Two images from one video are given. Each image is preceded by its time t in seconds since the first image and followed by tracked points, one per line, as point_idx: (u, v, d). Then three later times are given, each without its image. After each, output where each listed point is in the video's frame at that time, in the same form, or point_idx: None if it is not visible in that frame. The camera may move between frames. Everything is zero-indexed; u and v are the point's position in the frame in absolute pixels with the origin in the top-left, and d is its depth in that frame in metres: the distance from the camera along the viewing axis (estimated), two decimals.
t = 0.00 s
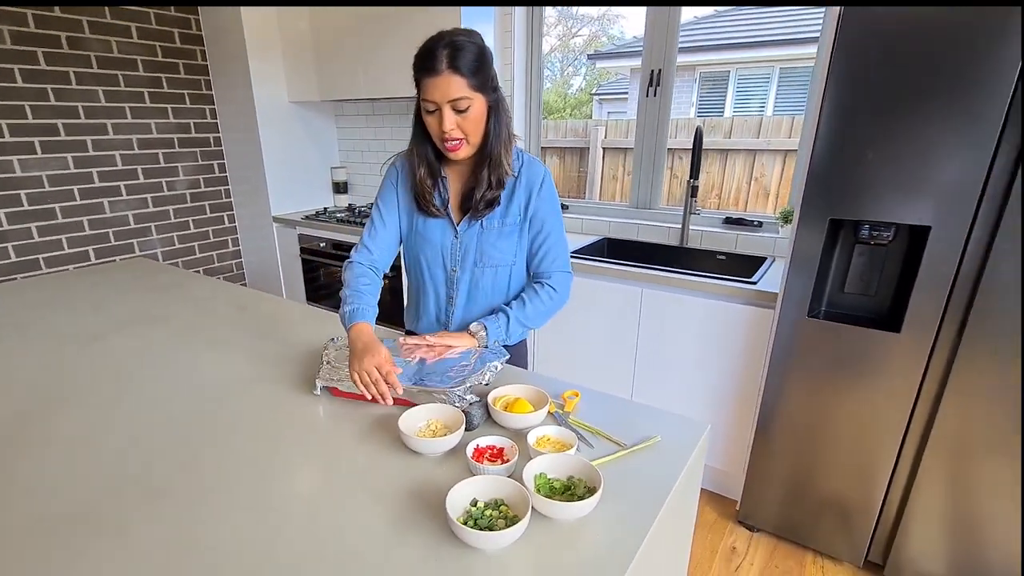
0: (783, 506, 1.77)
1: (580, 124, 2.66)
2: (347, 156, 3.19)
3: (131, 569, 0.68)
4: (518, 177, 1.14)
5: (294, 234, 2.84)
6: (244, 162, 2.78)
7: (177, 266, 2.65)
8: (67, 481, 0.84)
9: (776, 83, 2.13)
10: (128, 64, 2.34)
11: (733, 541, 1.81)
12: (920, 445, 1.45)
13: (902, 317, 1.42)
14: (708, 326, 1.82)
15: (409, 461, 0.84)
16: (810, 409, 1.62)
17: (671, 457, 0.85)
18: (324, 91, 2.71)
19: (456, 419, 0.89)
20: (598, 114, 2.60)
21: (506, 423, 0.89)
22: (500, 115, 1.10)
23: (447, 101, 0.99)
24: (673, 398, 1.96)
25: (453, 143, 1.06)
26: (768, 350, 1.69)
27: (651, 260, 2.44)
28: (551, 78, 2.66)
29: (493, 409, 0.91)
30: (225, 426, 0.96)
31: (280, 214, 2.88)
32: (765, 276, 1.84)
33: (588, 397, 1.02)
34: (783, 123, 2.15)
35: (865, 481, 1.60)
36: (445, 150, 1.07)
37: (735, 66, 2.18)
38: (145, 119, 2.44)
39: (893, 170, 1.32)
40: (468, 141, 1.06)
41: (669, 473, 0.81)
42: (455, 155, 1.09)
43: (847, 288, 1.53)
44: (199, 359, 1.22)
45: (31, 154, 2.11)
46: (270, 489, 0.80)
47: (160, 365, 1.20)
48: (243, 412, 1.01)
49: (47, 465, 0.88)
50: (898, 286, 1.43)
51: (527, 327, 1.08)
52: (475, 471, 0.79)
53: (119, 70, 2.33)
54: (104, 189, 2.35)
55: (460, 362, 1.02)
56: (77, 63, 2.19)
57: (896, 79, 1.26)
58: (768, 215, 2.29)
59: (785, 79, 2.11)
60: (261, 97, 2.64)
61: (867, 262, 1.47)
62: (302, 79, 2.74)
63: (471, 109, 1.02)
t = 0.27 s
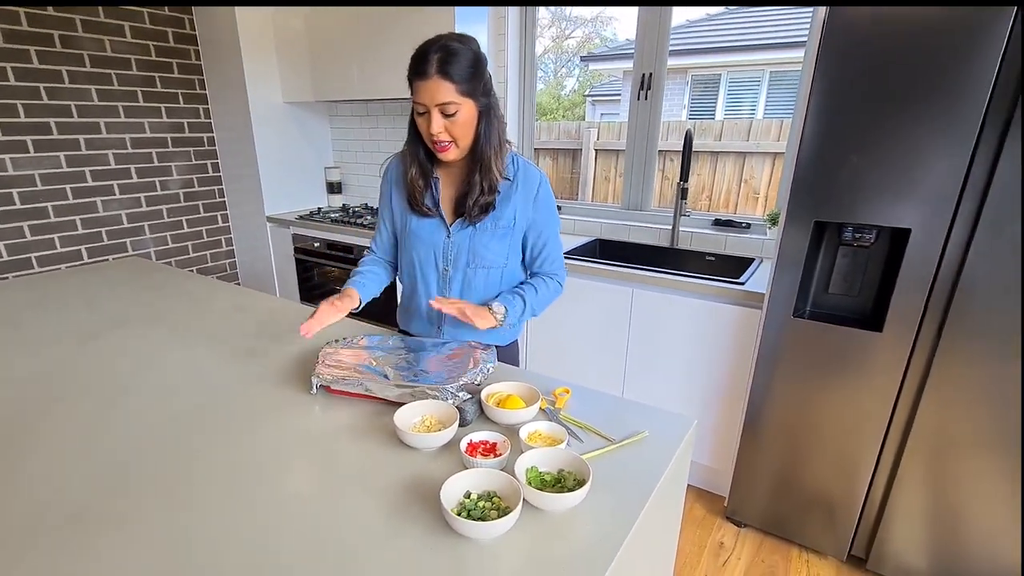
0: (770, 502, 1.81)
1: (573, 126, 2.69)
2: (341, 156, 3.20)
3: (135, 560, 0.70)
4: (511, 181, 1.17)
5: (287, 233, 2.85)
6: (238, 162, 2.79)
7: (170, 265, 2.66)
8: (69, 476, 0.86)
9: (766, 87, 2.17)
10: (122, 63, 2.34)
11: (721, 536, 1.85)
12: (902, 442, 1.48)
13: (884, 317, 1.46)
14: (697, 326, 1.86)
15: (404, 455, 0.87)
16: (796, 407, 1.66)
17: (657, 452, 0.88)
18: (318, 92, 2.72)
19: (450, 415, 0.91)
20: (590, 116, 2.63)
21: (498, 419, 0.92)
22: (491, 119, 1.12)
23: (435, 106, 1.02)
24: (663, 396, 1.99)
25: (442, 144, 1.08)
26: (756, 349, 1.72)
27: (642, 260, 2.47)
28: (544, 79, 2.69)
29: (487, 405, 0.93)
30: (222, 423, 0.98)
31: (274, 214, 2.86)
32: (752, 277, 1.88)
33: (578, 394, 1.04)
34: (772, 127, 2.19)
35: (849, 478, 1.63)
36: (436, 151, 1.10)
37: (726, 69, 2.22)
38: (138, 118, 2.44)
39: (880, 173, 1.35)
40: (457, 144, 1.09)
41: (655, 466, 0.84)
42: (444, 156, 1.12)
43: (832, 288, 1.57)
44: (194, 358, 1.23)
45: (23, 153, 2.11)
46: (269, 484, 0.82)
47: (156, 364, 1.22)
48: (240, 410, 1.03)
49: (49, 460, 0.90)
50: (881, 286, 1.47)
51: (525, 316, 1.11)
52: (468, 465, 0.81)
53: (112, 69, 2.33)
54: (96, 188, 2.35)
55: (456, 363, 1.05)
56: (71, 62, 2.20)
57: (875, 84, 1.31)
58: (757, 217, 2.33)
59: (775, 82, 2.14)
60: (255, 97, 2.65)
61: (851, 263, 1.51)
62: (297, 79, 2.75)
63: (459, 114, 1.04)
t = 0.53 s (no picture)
0: (761, 499, 1.84)
1: (567, 128, 2.72)
2: (336, 157, 3.21)
3: (137, 555, 0.71)
4: (503, 184, 1.18)
5: (282, 234, 2.85)
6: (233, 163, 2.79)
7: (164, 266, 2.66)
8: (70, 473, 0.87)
9: (757, 90, 2.20)
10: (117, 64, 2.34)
11: (713, 533, 1.87)
12: (889, 439, 1.51)
13: (870, 316, 1.49)
14: (689, 326, 1.88)
15: (402, 452, 0.88)
16: (786, 405, 1.69)
17: (649, 448, 0.90)
18: (313, 93, 2.73)
19: (447, 412, 0.93)
20: (584, 119, 2.66)
21: (494, 415, 0.94)
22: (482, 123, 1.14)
23: (427, 111, 1.03)
24: (656, 396, 2.01)
25: (434, 148, 1.10)
26: (747, 349, 1.75)
27: (635, 261, 2.49)
28: (537, 82, 2.72)
29: (483, 403, 0.95)
30: (222, 422, 0.99)
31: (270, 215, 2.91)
32: (743, 278, 1.91)
33: (573, 391, 1.06)
34: (762, 130, 2.23)
35: (838, 475, 1.66)
36: (428, 154, 1.12)
37: (718, 73, 2.25)
38: (132, 119, 2.44)
39: (871, 175, 1.38)
40: (448, 147, 1.11)
41: (649, 462, 0.86)
42: (436, 159, 1.13)
43: (820, 289, 1.60)
44: (192, 358, 1.24)
45: (17, 154, 2.10)
46: (269, 480, 0.84)
47: (153, 364, 1.22)
48: (238, 409, 1.04)
49: (49, 458, 0.91)
50: (867, 287, 1.50)
51: (524, 331, 1.13)
52: (465, 461, 0.83)
53: (107, 69, 2.33)
54: (90, 189, 2.35)
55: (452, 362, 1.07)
56: (65, 62, 2.19)
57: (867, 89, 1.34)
58: (748, 219, 2.36)
59: (766, 86, 2.18)
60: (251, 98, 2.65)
61: (838, 264, 1.54)
62: (293, 81, 2.76)
63: (450, 118, 1.06)
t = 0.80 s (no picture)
0: (756, 500, 1.86)
1: (561, 133, 2.74)
2: (332, 161, 3.22)
3: (148, 555, 0.72)
4: (505, 189, 1.20)
5: (279, 238, 2.86)
6: (229, 167, 2.79)
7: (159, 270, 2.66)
8: (77, 475, 0.88)
9: (748, 96, 2.24)
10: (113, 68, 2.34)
11: (709, 534, 1.89)
12: (881, 439, 1.54)
13: (862, 320, 1.52)
14: (685, 328, 1.91)
15: (408, 453, 0.90)
16: (780, 406, 1.72)
17: (650, 448, 0.92)
18: (310, 97, 2.74)
19: (452, 414, 0.95)
20: (576, 123, 2.69)
21: (498, 417, 0.95)
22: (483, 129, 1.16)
23: (429, 118, 1.05)
24: (653, 398, 2.04)
25: (437, 154, 1.12)
26: (742, 350, 1.78)
27: (630, 265, 2.52)
28: (531, 86, 2.75)
29: (486, 405, 0.97)
30: (227, 425, 1.00)
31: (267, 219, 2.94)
32: (738, 282, 1.94)
33: (573, 393, 1.08)
34: (754, 135, 2.26)
35: (831, 476, 1.69)
36: (430, 161, 1.14)
37: (710, 79, 2.29)
38: (128, 122, 2.44)
39: (862, 182, 1.41)
40: (451, 154, 1.12)
41: (650, 462, 0.88)
42: (439, 166, 1.15)
43: (813, 292, 1.63)
44: (195, 361, 1.25)
45: (12, 157, 2.09)
46: (276, 481, 0.85)
47: (156, 367, 1.23)
48: (243, 411, 1.05)
49: (54, 460, 0.91)
50: (859, 290, 1.53)
51: (524, 340, 1.15)
52: (471, 461, 0.84)
53: (103, 73, 2.33)
54: (86, 193, 2.34)
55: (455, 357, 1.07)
56: (61, 66, 2.19)
57: (860, 96, 1.37)
58: (741, 223, 2.40)
59: (757, 93, 2.22)
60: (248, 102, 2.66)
61: (831, 268, 1.57)
62: (290, 85, 2.77)
63: (452, 124, 1.07)
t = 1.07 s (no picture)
0: (752, 499, 1.88)
1: (553, 137, 2.77)
2: (325, 166, 3.21)
3: (162, 555, 0.72)
4: (514, 192, 1.22)
5: (273, 243, 2.85)
6: (222, 172, 2.78)
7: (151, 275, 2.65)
8: (84, 478, 0.87)
9: (735, 101, 2.29)
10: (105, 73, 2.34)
11: (706, 534, 1.91)
12: (875, 438, 1.57)
13: (855, 321, 1.54)
14: (681, 330, 1.93)
15: (417, 455, 0.90)
16: (775, 406, 1.74)
17: (656, 448, 0.93)
18: (303, 102, 2.73)
19: (460, 417, 0.95)
20: (565, 128, 2.73)
21: (505, 419, 0.96)
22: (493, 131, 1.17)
23: (438, 114, 1.07)
24: (650, 399, 2.06)
25: (445, 153, 1.13)
26: (738, 351, 1.80)
27: (624, 268, 2.54)
28: (520, 91, 2.79)
29: (493, 407, 0.98)
30: (232, 429, 1.00)
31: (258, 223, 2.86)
32: (732, 284, 1.97)
33: (579, 395, 1.09)
34: (743, 140, 2.30)
35: (825, 475, 1.71)
36: (438, 159, 1.15)
37: (697, 84, 2.33)
38: (120, 127, 2.43)
39: (853, 185, 1.44)
40: (459, 153, 1.14)
41: (657, 462, 0.89)
42: (447, 165, 1.17)
43: (807, 294, 1.66)
44: (197, 367, 1.25)
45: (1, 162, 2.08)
46: (286, 483, 0.85)
47: (157, 372, 1.22)
48: (248, 416, 1.05)
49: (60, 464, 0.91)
50: (852, 292, 1.56)
51: (536, 329, 1.15)
52: (480, 463, 0.85)
53: (95, 78, 2.32)
54: (76, 198, 2.33)
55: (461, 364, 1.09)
56: (52, 71, 2.18)
57: (850, 101, 1.40)
58: (731, 226, 2.43)
59: (743, 98, 2.27)
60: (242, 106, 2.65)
61: (824, 270, 1.59)
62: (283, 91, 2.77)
63: (461, 123, 1.09)
